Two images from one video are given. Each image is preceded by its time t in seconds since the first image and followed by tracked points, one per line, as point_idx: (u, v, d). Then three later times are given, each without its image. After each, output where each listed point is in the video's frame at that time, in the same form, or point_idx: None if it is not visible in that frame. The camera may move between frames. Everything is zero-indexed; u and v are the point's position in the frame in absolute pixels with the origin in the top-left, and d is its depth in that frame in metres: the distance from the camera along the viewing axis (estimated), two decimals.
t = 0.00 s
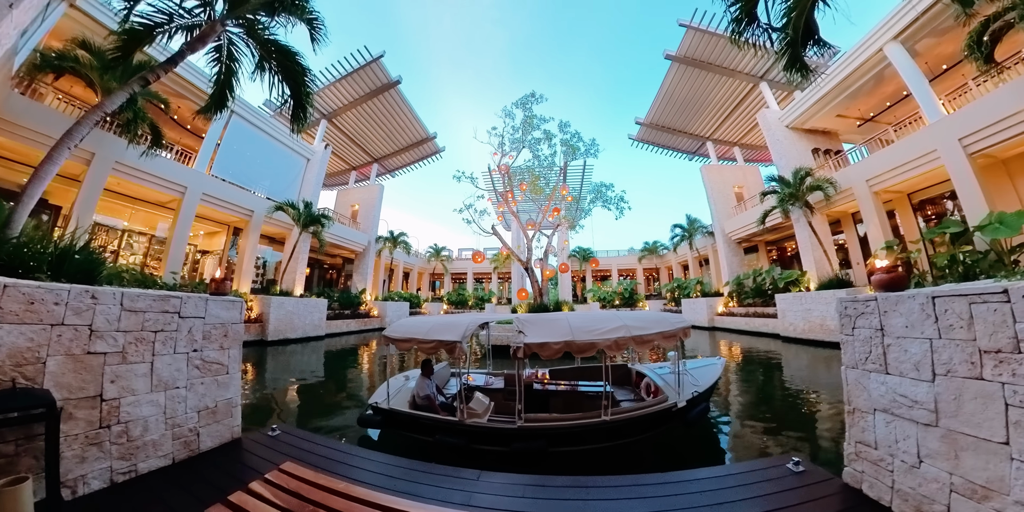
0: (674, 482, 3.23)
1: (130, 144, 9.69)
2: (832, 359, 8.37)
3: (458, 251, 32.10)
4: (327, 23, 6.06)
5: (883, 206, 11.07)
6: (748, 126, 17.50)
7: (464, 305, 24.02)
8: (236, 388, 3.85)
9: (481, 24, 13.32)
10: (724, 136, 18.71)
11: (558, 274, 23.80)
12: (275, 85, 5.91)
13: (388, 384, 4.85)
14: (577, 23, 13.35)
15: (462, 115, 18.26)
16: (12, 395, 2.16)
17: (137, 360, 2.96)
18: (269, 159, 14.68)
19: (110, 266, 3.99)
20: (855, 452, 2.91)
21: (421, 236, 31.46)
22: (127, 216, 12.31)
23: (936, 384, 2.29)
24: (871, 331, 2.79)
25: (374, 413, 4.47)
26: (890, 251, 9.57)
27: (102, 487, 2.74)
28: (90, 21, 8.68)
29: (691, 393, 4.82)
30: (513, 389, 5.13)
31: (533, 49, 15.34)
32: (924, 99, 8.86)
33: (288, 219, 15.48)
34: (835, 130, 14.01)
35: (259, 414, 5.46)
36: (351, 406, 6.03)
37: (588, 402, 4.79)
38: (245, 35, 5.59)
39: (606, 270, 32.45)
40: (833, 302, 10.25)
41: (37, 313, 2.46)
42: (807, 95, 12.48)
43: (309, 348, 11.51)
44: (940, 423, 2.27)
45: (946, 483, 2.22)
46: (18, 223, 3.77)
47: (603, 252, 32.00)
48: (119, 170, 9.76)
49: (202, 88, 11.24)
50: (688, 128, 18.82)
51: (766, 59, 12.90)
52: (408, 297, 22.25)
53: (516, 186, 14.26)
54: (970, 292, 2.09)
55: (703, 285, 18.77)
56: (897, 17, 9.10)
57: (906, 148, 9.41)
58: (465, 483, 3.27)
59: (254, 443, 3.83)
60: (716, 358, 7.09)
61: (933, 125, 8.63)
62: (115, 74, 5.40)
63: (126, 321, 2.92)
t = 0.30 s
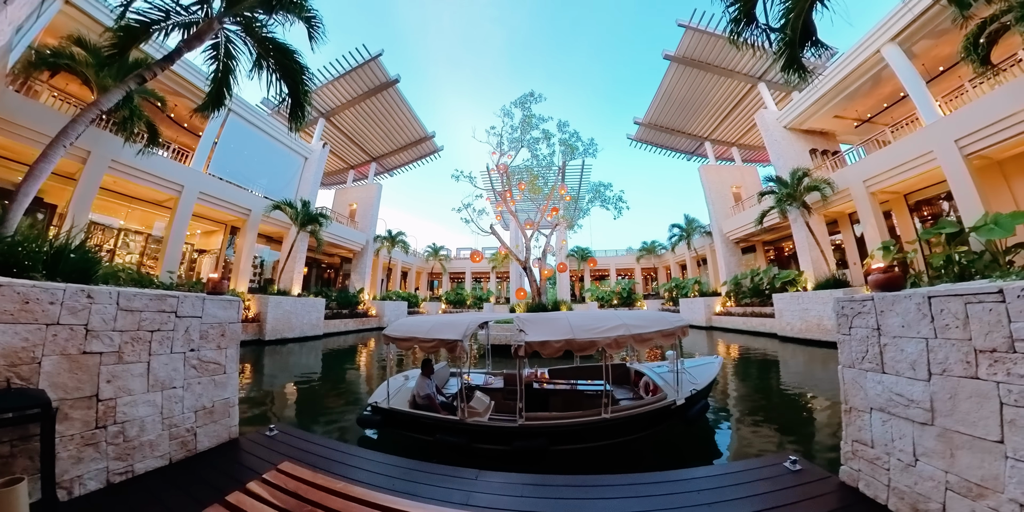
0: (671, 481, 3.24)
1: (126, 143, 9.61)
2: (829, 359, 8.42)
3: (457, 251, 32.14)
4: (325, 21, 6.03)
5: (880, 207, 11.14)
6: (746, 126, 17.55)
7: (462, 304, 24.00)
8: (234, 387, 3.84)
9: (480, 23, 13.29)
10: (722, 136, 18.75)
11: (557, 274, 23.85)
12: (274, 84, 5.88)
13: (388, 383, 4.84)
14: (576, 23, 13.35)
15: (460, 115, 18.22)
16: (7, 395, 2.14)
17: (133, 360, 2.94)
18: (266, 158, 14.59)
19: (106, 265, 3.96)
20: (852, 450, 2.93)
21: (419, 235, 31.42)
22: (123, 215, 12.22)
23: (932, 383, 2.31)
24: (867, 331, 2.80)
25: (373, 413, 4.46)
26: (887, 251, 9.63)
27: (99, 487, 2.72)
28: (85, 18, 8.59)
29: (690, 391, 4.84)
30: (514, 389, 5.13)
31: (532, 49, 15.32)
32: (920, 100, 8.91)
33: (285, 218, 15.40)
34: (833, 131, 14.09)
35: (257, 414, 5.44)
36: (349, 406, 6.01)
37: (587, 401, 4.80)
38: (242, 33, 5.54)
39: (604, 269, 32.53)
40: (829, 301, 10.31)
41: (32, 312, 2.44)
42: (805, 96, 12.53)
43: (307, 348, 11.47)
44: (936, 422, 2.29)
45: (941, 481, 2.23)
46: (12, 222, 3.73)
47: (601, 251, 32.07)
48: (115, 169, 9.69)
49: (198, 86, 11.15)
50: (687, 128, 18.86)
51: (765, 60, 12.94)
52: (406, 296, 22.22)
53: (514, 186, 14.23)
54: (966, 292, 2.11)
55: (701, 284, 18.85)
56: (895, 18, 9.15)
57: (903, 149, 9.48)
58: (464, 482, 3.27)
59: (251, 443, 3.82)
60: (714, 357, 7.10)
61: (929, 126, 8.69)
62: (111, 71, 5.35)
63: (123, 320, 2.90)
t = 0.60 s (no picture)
0: (669, 480, 3.25)
1: (122, 141, 9.53)
2: (825, 358, 8.48)
3: (455, 250, 32.11)
4: (324, 19, 6.00)
5: (877, 207, 11.22)
6: (744, 127, 17.62)
7: (460, 304, 23.99)
8: (231, 387, 3.82)
9: (479, 22, 13.27)
10: (721, 137, 18.81)
11: (555, 273, 23.89)
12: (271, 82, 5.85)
13: (388, 383, 4.82)
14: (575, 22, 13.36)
15: (459, 114, 18.20)
16: (2, 395, 2.13)
17: (129, 360, 2.92)
18: (264, 157, 14.51)
19: (102, 264, 3.93)
20: (848, 449, 2.96)
21: (418, 235, 31.36)
22: (119, 213, 12.12)
23: (928, 382, 2.33)
24: (864, 330, 2.83)
25: (374, 412, 4.45)
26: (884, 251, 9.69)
27: (95, 488, 2.71)
28: (81, 14, 8.50)
29: (690, 388, 4.87)
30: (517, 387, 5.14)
31: (532, 49, 15.32)
32: (917, 101, 8.98)
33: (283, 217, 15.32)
34: (830, 132, 14.16)
35: (255, 414, 5.41)
36: (349, 405, 6.00)
37: (588, 399, 4.83)
38: (240, 30, 5.51)
39: (603, 269, 32.62)
40: (826, 301, 10.37)
41: (27, 311, 2.42)
42: (802, 97, 12.58)
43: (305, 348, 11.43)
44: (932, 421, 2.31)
45: (936, 479, 2.26)
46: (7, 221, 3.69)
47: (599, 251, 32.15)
48: (111, 167, 9.61)
49: (196, 84, 11.07)
50: (685, 128, 18.90)
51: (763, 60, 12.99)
52: (404, 296, 22.19)
53: (513, 185, 14.21)
54: (961, 292, 2.13)
55: (699, 284, 18.93)
56: (893, 20, 9.20)
57: (899, 150, 9.54)
58: (462, 482, 3.28)
59: (249, 443, 3.80)
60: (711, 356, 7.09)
61: (925, 128, 8.76)
62: (107, 69, 5.30)
63: (119, 319, 2.88)
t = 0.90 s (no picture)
0: (667, 479, 3.27)
1: (118, 139, 9.45)
2: (821, 357, 8.54)
3: (453, 249, 32.11)
4: (322, 17, 5.95)
5: (873, 208, 11.30)
6: (742, 127, 17.68)
7: (459, 303, 23.96)
8: (228, 387, 3.80)
9: (477, 21, 13.25)
10: (719, 137, 18.88)
11: (553, 273, 23.97)
12: (269, 80, 5.81)
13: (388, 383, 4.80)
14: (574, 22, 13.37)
15: (457, 113, 18.18)
16: None
17: (125, 360, 2.90)
18: (261, 155, 14.42)
19: (97, 263, 3.89)
20: (844, 448, 2.98)
21: (416, 234, 31.32)
22: (115, 212, 12.02)
23: (923, 382, 2.36)
24: (860, 330, 2.84)
25: (374, 412, 4.44)
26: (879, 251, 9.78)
27: (91, 489, 2.68)
28: (76, 11, 8.42)
29: (689, 385, 4.90)
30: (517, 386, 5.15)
31: (530, 48, 15.31)
32: (913, 103, 9.05)
33: (280, 216, 15.25)
34: (828, 133, 14.24)
35: (252, 414, 5.38)
36: (348, 405, 5.98)
37: (589, 398, 4.86)
38: (237, 27, 5.46)
39: (601, 268, 32.70)
40: (823, 301, 10.44)
41: (21, 311, 2.39)
42: (800, 98, 12.65)
43: (303, 347, 11.39)
44: (927, 420, 2.34)
45: (931, 478, 2.28)
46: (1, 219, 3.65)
47: (598, 250, 32.21)
48: (106, 165, 9.52)
49: (192, 82, 10.99)
50: (683, 129, 18.95)
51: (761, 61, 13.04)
52: (402, 295, 22.16)
53: (511, 184, 14.19)
54: (956, 292, 2.15)
55: (696, 284, 19.02)
56: (890, 22, 9.26)
57: (896, 151, 9.61)
58: (460, 481, 3.28)
59: (246, 443, 3.79)
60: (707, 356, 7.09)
61: (921, 129, 8.83)
62: (102, 66, 5.25)
63: (114, 319, 2.85)
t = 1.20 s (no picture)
0: (665, 478, 3.28)
1: (114, 137, 9.36)
2: (818, 357, 8.59)
3: (451, 248, 32.09)
4: (320, 14, 5.91)
5: (869, 208, 11.39)
6: (740, 128, 17.76)
7: (457, 302, 23.95)
8: (224, 387, 3.78)
9: (476, 20, 13.21)
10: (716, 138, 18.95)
11: (551, 272, 24.00)
12: (266, 78, 5.76)
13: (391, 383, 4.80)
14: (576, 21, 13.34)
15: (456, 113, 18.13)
16: None
17: (121, 360, 2.87)
18: (258, 154, 14.34)
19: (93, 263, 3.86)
20: (839, 446, 3.00)
21: (413, 233, 31.25)
22: (110, 211, 11.91)
23: (918, 381, 2.38)
24: (856, 330, 2.87)
25: (377, 414, 4.42)
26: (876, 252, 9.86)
27: (86, 490, 2.66)
28: (70, 7, 8.32)
29: (689, 383, 4.95)
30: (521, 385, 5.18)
31: (529, 47, 15.28)
32: (909, 105, 9.12)
33: (278, 215, 15.16)
34: (825, 134, 14.33)
35: (249, 414, 5.35)
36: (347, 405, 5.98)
37: (590, 397, 4.87)
38: (234, 25, 5.41)
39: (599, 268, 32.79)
40: (819, 301, 10.52)
41: (15, 310, 2.36)
42: (798, 99, 12.72)
43: (300, 347, 11.34)
44: (921, 419, 2.36)
45: (926, 476, 2.31)
46: None
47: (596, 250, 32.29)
48: (102, 163, 9.43)
49: (189, 80, 10.90)
50: (681, 129, 19.01)
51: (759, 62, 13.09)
52: (400, 294, 22.11)
53: (509, 184, 14.17)
54: (951, 292, 2.17)
55: (693, 283, 19.10)
56: (887, 24, 9.32)
57: (892, 152, 9.70)
58: (459, 481, 3.28)
59: (243, 443, 3.77)
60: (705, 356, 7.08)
61: (917, 131, 8.91)
62: (97, 63, 5.19)
63: (110, 319, 2.83)
